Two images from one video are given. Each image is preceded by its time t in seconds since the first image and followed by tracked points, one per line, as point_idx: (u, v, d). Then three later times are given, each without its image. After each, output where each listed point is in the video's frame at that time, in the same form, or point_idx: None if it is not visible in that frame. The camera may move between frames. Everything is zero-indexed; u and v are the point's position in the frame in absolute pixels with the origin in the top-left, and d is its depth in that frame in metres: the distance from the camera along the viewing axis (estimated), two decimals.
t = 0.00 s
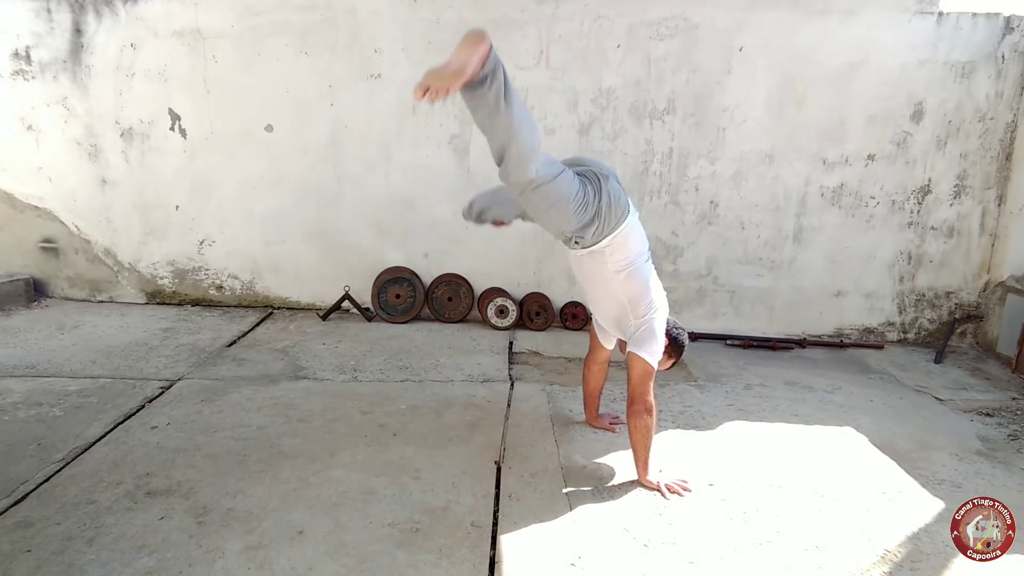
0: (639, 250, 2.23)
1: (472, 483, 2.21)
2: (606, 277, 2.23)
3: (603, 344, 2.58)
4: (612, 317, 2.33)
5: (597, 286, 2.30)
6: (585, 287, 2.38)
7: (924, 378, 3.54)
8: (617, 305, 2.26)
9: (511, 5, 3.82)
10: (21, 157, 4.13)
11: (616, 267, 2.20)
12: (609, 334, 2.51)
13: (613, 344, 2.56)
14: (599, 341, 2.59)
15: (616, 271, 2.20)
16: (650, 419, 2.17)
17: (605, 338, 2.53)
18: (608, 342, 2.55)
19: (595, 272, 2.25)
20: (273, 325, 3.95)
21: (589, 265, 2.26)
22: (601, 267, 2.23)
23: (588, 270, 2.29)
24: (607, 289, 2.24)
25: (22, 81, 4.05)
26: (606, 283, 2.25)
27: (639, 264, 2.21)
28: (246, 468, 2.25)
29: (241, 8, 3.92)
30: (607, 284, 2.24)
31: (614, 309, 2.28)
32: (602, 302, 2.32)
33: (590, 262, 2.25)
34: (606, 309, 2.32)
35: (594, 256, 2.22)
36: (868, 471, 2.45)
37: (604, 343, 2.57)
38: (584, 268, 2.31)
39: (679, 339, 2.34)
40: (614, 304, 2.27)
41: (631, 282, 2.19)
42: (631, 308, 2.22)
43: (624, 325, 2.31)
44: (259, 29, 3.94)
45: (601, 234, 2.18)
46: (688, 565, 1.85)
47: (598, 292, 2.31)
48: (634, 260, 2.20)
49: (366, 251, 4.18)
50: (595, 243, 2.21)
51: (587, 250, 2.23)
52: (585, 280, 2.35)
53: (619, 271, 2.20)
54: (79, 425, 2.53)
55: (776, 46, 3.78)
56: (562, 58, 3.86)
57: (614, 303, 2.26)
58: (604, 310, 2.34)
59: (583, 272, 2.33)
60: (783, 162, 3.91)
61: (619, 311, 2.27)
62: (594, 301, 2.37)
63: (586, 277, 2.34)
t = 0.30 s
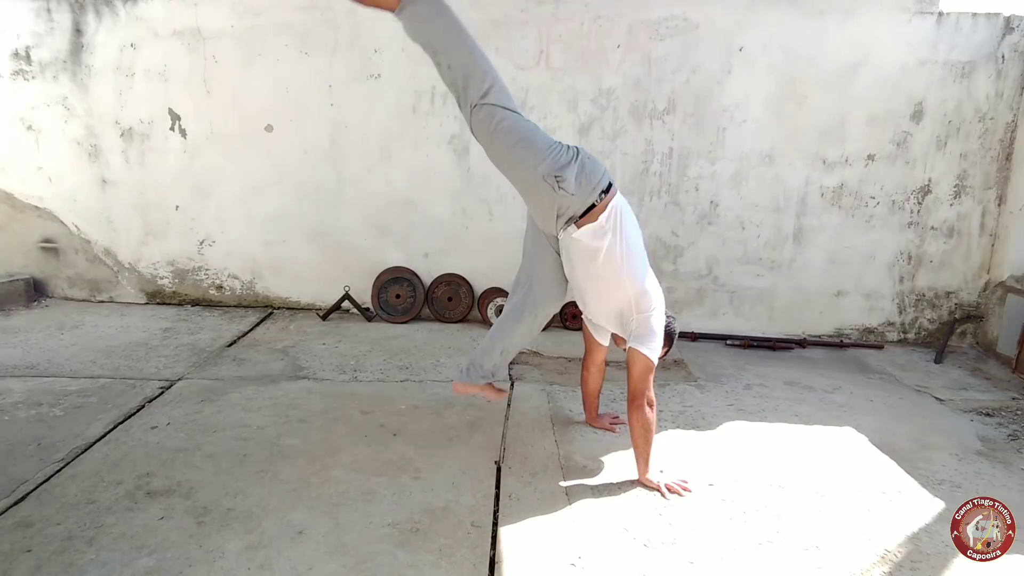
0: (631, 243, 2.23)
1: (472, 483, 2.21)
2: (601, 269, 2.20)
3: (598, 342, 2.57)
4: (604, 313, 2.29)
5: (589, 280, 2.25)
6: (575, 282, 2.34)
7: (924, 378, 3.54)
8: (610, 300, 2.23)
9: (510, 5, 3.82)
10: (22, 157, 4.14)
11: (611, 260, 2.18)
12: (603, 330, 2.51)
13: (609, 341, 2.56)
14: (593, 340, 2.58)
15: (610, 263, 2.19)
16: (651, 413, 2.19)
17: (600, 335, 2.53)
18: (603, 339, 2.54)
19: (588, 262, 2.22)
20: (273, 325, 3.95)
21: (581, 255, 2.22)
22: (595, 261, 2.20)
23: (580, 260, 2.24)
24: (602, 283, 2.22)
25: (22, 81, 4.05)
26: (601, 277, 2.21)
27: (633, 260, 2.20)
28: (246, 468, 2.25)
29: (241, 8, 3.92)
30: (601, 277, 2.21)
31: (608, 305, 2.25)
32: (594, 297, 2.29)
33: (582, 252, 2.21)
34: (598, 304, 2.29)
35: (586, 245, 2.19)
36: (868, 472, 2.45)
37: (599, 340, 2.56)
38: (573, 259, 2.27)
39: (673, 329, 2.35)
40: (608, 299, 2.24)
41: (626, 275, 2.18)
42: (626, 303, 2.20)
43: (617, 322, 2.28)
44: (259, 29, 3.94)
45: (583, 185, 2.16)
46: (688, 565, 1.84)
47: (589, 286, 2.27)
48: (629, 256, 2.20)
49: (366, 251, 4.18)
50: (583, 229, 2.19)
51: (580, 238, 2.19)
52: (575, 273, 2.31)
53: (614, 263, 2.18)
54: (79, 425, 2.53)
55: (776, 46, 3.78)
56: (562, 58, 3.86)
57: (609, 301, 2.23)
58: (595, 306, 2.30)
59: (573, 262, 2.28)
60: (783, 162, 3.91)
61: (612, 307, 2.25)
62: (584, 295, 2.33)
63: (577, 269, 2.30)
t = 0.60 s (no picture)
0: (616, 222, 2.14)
1: (472, 483, 2.21)
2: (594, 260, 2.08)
3: (593, 342, 2.57)
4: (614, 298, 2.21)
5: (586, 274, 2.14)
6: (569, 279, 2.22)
7: (924, 378, 3.54)
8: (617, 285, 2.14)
9: (510, 5, 3.82)
10: (22, 157, 4.14)
11: (597, 249, 2.05)
12: (601, 327, 2.52)
13: (605, 339, 2.55)
14: (589, 340, 2.58)
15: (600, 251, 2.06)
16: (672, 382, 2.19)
17: (597, 333, 2.53)
18: (600, 338, 2.54)
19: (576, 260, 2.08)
20: (273, 325, 3.95)
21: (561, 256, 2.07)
22: (590, 245, 2.05)
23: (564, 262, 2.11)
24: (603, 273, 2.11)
25: (22, 81, 4.05)
26: (597, 267, 2.10)
27: (617, 229, 2.09)
28: (246, 468, 2.25)
29: (241, 8, 3.92)
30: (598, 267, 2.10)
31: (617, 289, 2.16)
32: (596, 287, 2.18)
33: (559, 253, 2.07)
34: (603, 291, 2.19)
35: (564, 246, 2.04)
36: (868, 471, 2.45)
37: (596, 339, 2.56)
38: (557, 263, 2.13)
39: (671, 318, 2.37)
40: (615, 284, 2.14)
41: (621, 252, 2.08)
42: (637, 280, 2.11)
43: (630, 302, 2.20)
44: (259, 29, 3.94)
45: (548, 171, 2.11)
46: (688, 565, 1.84)
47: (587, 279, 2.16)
48: (616, 227, 2.10)
49: (366, 251, 4.18)
50: (562, 212, 2.03)
51: (554, 243, 2.02)
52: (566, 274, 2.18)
53: (604, 250, 2.06)
54: (79, 425, 2.53)
55: (776, 46, 3.78)
56: (562, 58, 3.86)
57: (614, 286, 2.15)
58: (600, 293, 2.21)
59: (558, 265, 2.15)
60: (783, 162, 3.91)
61: (621, 290, 2.15)
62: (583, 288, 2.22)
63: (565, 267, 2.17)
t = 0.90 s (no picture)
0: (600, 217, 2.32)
1: (473, 483, 2.21)
2: (580, 238, 2.17)
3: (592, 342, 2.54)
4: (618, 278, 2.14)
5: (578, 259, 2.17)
6: (569, 278, 2.26)
7: (924, 378, 3.54)
8: (614, 258, 2.12)
9: (511, 5, 3.82)
10: (22, 157, 4.14)
11: (577, 225, 2.18)
12: (602, 329, 2.45)
13: (605, 340, 2.49)
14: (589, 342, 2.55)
15: (583, 230, 2.17)
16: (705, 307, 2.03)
17: (597, 333, 2.48)
18: (600, 339, 2.49)
19: (559, 243, 2.20)
20: (272, 325, 3.95)
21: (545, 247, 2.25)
22: (575, 219, 2.23)
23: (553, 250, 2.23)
24: (595, 250, 2.13)
25: (22, 81, 4.05)
26: (588, 245, 2.14)
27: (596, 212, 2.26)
28: (246, 468, 2.25)
29: (241, 8, 3.92)
30: (588, 244, 2.14)
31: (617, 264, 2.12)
32: (594, 271, 2.16)
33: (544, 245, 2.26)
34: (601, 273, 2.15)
35: (544, 235, 2.26)
36: (868, 471, 2.45)
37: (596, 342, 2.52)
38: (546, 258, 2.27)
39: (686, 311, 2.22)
40: (610, 259, 2.12)
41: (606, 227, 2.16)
42: (630, 247, 2.12)
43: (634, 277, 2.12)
44: (259, 29, 3.94)
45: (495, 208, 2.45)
46: (688, 565, 1.84)
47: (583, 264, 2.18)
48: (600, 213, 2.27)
49: (366, 251, 4.18)
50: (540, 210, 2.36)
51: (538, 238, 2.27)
52: (562, 268, 2.24)
53: (587, 228, 2.17)
54: (79, 425, 2.53)
55: (776, 46, 3.78)
56: (562, 58, 3.86)
57: (609, 255, 2.12)
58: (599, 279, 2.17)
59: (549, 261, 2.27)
60: (783, 162, 3.91)
61: (618, 262, 2.11)
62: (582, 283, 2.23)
63: (558, 266, 2.26)
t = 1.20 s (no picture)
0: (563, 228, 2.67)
1: (473, 483, 2.21)
2: (557, 232, 2.50)
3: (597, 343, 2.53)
4: (605, 251, 2.39)
5: (563, 246, 2.46)
6: (559, 274, 2.45)
7: (924, 378, 3.54)
8: (595, 235, 2.42)
9: (511, 5, 3.82)
10: (22, 157, 4.14)
11: (552, 226, 2.53)
12: (606, 330, 2.50)
13: (609, 343, 2.53)
14: (592, 341, 2.55)
15: (559, 228, 2.52)
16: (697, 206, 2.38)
17: (599, 334, 2.52)
18: (604, 341, 2.53)
19: (539, 242, 2.51)
20: (272, 325, 3.95)
21: (527, 253, 2.53)
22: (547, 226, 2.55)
23: (535, 251, 2.51)
24: (575, 235, 2.45)
25: (22, 81, 4.05)
26: (569, 234, 2.46)
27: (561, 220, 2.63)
28: (246, 468, 2.25)
29: (241, 8, 3.92)
30: (568, 233, 2.47)
31: (600, 237, 2.41)
32: (582, 254, 2.41)
33: (525, 253, 2.53)
34: (588, 250, 2.40)
35: (522, 245, 2.55)
36: (868, 472, 2.45)
37: (599, 342, 2.54)
38: (531, 262, 2.51)
39: (682, 265, 2.26)
40: (591, 235, 2.42)
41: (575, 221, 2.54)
42: (603, 225, 2.45)
43: (617, 245, 2.40)
44: (259, 29, 3.94)
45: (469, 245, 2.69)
46: (688, 565, 1.84)
47: (570, 249, 2.44)
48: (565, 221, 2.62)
49: (366, 251, 4.18)
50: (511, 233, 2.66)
51: (518, 249, 2.55)
52: (551, 264, 2.47)
53: (561, 225, 2.51)
54: (79, 425, 2.53)
55: (776, 46, 3.78)
56: (562, 58, 3.86)
57: (590, 236, 2.42)
58: (588, 256, 2.40)
59: (535, 264, 2.51)
60: (783, 162, 3.91)
61: (599, 236, 2.42)
62: (570, 273, 2.43)
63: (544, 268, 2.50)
